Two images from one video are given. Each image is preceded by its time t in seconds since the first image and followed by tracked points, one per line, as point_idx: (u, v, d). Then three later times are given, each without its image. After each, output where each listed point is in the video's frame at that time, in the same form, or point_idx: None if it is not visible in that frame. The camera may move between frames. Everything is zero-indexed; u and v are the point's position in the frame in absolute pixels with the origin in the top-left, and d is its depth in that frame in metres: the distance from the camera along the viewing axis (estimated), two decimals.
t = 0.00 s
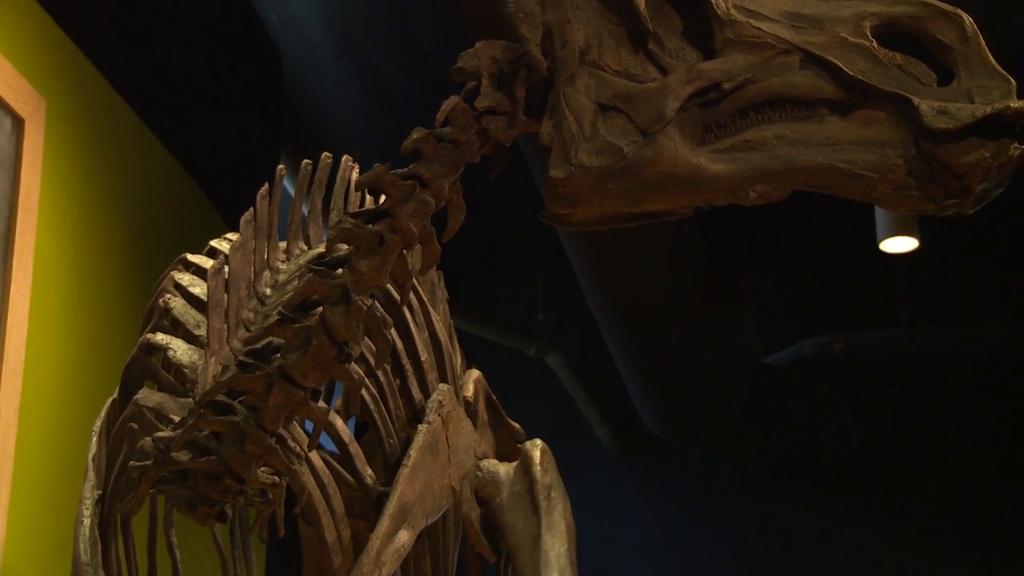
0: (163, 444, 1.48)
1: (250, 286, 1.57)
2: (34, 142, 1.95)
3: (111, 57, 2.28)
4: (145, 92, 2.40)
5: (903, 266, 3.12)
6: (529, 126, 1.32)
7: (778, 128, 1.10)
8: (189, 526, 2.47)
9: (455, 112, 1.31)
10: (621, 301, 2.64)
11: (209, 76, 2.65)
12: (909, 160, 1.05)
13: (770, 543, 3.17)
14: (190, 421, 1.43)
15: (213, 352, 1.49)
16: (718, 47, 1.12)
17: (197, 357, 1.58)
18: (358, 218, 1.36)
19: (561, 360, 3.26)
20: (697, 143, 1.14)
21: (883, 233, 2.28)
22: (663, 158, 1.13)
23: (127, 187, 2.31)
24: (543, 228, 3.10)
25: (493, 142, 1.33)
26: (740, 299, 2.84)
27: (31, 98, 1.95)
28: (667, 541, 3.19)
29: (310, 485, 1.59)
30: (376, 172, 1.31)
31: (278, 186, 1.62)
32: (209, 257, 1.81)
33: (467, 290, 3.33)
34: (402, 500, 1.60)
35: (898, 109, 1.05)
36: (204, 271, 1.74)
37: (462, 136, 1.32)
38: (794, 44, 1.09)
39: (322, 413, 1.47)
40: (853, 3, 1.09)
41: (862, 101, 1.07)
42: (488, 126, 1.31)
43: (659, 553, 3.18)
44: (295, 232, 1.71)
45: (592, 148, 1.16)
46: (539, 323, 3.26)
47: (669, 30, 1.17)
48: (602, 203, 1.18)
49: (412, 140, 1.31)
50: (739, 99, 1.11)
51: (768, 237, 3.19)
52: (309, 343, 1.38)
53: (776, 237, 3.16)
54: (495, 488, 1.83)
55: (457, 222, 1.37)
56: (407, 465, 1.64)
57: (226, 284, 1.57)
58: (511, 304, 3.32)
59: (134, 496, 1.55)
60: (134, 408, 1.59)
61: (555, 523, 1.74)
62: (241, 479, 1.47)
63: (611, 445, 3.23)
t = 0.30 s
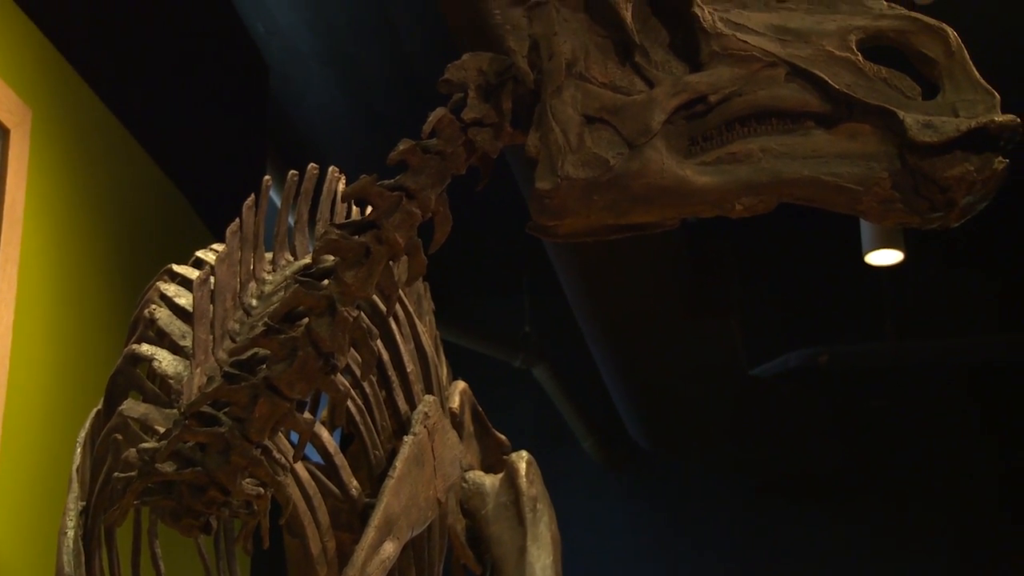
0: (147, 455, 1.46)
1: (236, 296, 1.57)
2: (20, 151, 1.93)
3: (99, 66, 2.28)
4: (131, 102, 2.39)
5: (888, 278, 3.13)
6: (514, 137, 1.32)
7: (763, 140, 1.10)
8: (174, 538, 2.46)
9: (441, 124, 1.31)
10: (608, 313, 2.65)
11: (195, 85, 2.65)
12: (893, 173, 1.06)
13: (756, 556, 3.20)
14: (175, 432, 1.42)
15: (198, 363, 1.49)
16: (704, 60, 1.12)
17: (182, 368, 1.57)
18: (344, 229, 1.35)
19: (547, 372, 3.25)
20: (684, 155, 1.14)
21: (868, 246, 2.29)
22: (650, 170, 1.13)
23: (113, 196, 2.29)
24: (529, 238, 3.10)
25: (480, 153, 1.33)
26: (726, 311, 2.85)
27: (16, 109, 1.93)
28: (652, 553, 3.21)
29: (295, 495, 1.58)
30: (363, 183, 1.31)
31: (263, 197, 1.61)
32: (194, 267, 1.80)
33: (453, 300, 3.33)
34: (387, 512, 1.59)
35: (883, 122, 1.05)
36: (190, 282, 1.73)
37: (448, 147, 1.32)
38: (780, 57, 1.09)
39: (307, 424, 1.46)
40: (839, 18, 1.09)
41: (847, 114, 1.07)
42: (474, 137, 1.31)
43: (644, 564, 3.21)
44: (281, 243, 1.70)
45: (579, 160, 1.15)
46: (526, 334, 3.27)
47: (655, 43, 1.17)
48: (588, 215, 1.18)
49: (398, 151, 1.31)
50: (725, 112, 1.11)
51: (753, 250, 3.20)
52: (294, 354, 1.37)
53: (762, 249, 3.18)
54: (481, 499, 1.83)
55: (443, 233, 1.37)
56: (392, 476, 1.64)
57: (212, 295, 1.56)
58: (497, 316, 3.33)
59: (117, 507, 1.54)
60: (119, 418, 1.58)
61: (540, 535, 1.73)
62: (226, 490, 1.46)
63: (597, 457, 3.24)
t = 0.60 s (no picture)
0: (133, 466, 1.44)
1: (222, 308, 1.56)
2: (6, 160, 1.92)
3: (96, 76, 2.27)
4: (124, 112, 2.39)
5: (875, 291, 3.15)
6: (503, 150, 1.32)
7: (751, 153, 1.11)
8: (159, 550, 2.44)
9: (429, 136, 1.31)
10: (598, 325, 2.65)
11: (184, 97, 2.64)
12: (880, 186, 1.07)
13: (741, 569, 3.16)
14: (160, 444, 1.41)
15: (185, 374, 1.48)
16: (692, 73, 1.12)
17: (168, 379, 1.56)
18: (331, 241, 1.35)
19: (534, 384, 3.19)
20: (670, 168, 1.14)
21: (854, 259, 2.30)
22: (637, 183, 1.13)
23: (98, 205, 2.28)
24: (518, 250, 3.10)
25: (467, 166, 1.34)
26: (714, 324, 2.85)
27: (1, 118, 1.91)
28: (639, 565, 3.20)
29: (281, 508, 1.57)
30: (351, 195, 1.31)
31: (251, 209, 1.61)
32: (181, 278, 1.79)
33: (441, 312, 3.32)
34: (373, 524, 1.58)
35: (869, 136, 1.06)
36: (177, 293, 1.72)
37: (436, 159, 1.32)
38: (768, 71, 1.10)
39: (294, 436, 1.45)
40: (824, 32, 1.10)
41: (834, 128, 1.08)
42: (462, 149, 1.31)
43: None
44: (267, 254, 1.69)
45: (566, 172, 1.15)
46: (512, 346, 3.28)
47: (642, 56, 1.18)
48: (577, 226, 1.18)
49: (386, 163, 1.31)
50: (712, 125, 1.12)
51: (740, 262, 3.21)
52: (281, 365, 1.36)
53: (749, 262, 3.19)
54: (468, 511, 1.82)
55: (431, 245, 1.37)
56: (379, 488, 1.63)
57: (198, 306, 1.55)
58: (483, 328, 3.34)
59: (102, 519, 1.52)
60: (104, 430, 1.56)
61: (527, 547, 1.71)
62: (212, 502, 1.44)
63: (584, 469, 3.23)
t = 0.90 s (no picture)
0: (119, 478, 1.44)
1: (210, 319, 1.55)
2: None
3: (86, 85, 2.27)
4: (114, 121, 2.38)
5: (862, 304, 3.16)
6: (491, 161, 1.31)
7: (738, 166, 1.11)
8: (145, 562, 2.42)
9: (417, 148, 1.31)
10: (587, 338, 2.65)
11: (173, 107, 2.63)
12: (867, 200, 1.07)
13: None
14: (146, 456, 1.40)
15: (171, 387, 1.47)
16: (680, 86, 1.12)
17: (155, 391, 1.55)
18: (319, 252, 1.35)
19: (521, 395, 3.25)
20: (659, 180, 1.14)
21: (842, 271, 2.30)
22: (625, 196, 1.13)
23: (84, 214, 2.27)
24: (506, 262, 3.10)
25: (456, 178, 1.33)
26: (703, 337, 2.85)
27: None
28: None
29: (268, 519, 1.56)
30: (339, 207, 1.31)
31: (239, 220, 1.60)
32: (168, 289, 1.78)
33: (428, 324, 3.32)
34: (360, 536, 1.57)
35: (857, 150, 1.06)
36: (164, 305, 1.71)
37: (424, 172, 1.32)
38: (756, 84, 1.10)
39: (281, 447, 1.44)
40: (812, 45, 1.11)
41: (821, 141, 1.08)
42: (450, 161, 1.31)
43: None
44: (255, 266, 1.69)
45: (555, 185, 1.15)
46: (500, 357, 3.27)
47: (631, 69, 1.18)
48: (565, 239, 1.18)
49: (374, 174, 1.31)
50: (700, 138, 1.12)
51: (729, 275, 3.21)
52: (269, 377, 1.36)
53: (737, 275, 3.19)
54: (455, 524, 1.80)
55: (419, 257, 1.37)
56: (366, 500, 1.63)
57: (185, 317, 1.54)
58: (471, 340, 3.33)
59: (89, 531, 1.51)
60: (90, 441, 1.55)
61: (514, 560, 1.70)
62: (198, 514, 1.43)
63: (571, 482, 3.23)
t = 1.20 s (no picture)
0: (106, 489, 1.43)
1: (197, 330, 1.55)
2: None
3: (75, 94, 2.26)
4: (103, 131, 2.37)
5: (848, 317, 3.17)
6: (480, 173, 1.31)
7: (726, 179, 1.11)
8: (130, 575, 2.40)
9: (405, 159, 1.31)
10: (576, 350, 2.65)
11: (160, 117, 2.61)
12: (854, 213, 1.07)
13: None
14: (133, 467, 1.39)
15: (158, 397, 1.46)
16: (668, 98, 1.13)
17: (142, 402, 1.54)
18: (307, 263, 1.34)
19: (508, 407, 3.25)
20: (646, 193, 1.15)
21: (829, 284, 2.31)
22: (613, 208, 1.13)
23: (71, 227, 2.26)
24: (493, 274, 3.10)
25: (444, 189, 1.33)
26: (690, 349, 2.85)
27: None
28: None
29: (254, 531, 1.55)
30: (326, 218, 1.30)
31: (226, 231, 1.60)
32: (155, 300, 1.77)
33: (416, 336, 3.32)
34: (346, 549, 1.57)
35: (844, 163, 1.07)
36: (151, 315, 1.71)
37: (412, 183, 1.32)
38: (743, 96, 1.10)
39: (268, 458, 1.43)
40: (799, 58, 1.12)
41: (809, 154, 1.09)
42: (437, 172, 1.31)
43: None
44: (243, 276, 1.68)
45: (543, 197, 1.15)
46: (487, 369, 3.27)
47: (619, 80, 1.18)
48: (553, 250, 1.18)
49: (362, 186, 1.31)
50: (687, 151, 1.12)
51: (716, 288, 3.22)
52: (256, 387, 1.35)
53: (724, 287, 3.20)
54: (442, 535, 1.80)
55: (406, 269, 1.37)
56: (353, 511, 1.62)
57: (172, 328, 1.53)
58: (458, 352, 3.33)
59: (75, 543, 1.49)
60: (77, 452, 1.54)
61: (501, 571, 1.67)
62: (184, 525, 1.42)
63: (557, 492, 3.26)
